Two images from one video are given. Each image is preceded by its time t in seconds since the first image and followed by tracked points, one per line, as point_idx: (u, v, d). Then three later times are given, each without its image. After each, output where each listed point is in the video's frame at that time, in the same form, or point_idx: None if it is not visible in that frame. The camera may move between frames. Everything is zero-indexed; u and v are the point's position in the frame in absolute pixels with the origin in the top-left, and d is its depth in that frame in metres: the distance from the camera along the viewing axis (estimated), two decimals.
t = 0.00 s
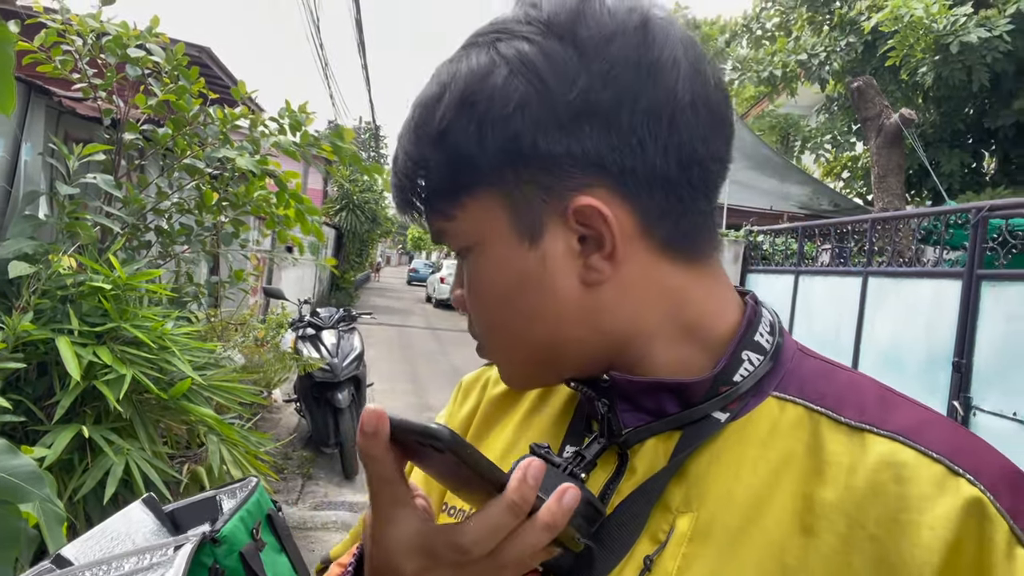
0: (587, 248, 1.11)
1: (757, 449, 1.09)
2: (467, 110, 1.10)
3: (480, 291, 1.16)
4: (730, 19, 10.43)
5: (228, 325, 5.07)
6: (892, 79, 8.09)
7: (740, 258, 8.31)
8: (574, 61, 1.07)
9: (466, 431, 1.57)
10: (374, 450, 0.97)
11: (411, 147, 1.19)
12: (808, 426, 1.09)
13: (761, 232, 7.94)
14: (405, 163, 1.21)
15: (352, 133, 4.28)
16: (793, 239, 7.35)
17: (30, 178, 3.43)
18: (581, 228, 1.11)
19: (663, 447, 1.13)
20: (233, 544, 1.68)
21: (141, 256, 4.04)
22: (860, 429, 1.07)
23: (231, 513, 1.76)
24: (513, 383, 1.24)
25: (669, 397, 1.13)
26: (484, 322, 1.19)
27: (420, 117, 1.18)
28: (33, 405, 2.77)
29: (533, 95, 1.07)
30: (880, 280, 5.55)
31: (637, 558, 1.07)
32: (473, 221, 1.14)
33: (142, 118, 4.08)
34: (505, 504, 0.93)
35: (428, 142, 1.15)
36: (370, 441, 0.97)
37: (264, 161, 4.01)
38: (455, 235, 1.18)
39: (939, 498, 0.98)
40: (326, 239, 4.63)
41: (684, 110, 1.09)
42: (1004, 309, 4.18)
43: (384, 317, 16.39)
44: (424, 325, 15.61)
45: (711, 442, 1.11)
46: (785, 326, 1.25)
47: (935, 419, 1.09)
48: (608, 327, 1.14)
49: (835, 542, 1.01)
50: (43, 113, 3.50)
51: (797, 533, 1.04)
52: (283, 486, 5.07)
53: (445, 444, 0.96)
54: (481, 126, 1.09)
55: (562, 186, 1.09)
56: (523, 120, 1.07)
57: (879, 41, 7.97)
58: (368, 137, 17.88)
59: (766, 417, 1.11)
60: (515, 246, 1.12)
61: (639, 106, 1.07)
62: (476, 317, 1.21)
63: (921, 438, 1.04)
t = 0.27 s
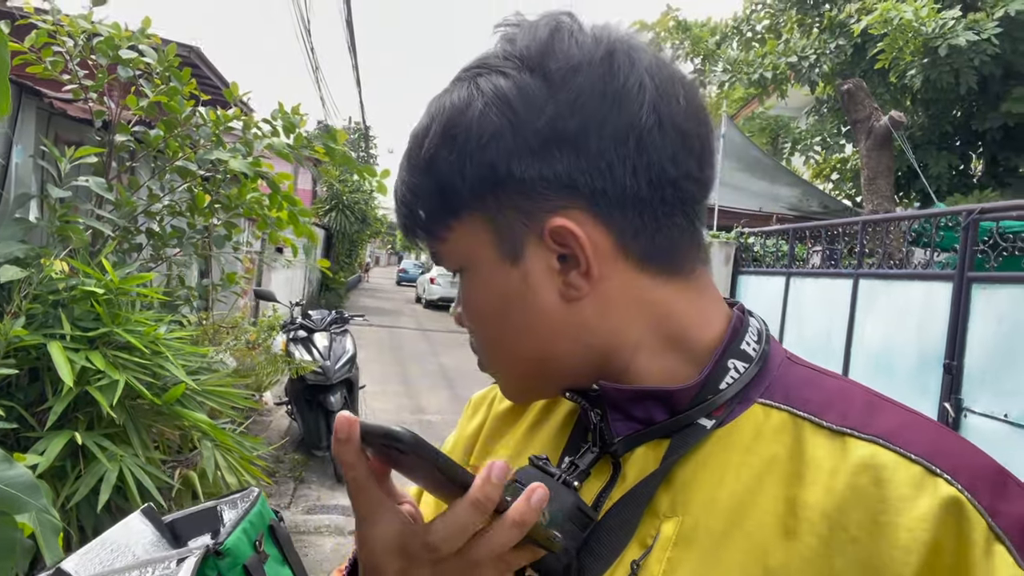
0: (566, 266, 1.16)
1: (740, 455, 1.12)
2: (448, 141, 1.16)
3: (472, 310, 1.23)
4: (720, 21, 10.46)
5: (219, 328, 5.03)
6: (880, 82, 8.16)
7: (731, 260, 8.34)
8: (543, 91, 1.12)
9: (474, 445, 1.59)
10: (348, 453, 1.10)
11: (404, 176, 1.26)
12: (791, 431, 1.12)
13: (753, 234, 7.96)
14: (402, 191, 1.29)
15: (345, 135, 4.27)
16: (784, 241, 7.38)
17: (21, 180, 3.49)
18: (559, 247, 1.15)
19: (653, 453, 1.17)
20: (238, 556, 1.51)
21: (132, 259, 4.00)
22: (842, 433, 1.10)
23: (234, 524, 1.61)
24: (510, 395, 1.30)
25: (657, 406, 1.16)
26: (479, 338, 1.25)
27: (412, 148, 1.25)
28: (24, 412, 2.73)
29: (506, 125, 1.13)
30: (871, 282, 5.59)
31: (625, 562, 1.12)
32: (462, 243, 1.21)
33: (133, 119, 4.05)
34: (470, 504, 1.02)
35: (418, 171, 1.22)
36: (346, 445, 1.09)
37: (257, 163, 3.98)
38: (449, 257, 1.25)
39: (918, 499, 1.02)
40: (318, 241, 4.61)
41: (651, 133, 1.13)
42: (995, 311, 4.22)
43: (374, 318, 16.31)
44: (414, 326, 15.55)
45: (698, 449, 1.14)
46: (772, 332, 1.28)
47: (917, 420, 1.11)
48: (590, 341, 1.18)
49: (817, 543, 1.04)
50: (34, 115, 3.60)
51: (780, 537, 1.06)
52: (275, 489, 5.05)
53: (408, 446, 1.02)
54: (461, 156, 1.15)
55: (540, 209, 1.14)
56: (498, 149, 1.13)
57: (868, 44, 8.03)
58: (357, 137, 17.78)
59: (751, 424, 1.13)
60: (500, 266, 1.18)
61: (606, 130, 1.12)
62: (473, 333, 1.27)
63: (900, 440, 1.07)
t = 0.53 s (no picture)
0: (566, 273, 1.14)
1: (736, 461, 1.11)
2: (449, 148, 1.15)
3: (473, 316, 1.21)
4: (711, 21, 10.48)
5: (211, 328, 4.98)
6: (871, 83, 8.21)
7: (723, 260, 8.36)
8: (544, 99, 1.10)
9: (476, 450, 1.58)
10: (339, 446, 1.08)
11: (408, 182, 1.25)
12: (788, 438, 1.11)
13: (745, 235, 7.98)
14: (405, 197, 1.27)
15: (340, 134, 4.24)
16: (776, 241, 7.41)
17: (11, 180, 3.54)
18: (559, 253, 1.13)
19: (651, 459, 1.17)
20: (239, 566, 1.47)
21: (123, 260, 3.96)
22: (838, 439, 1.09)
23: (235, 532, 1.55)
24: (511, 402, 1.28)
25: (656, 411, 1.16)
26: (480, 345, 1.23)
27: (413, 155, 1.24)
28: (15, 414, 2.69)
29: (507, 132, 1.11)
30: (863, 283, 5.61)
31: (622, 568, 1.11)
32: (463, 249, 1.19)
33: (124, 117, 4.00)
34: (448, 487, 1.00)
35: (419, 179, 1.21)
36: (329, 427, 1.06)
37: (250, 162, 3.94)
38: (450, 263, 1.23)
39: (915, 506, 1.01)
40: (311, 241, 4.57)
41: (651, 141, 1.11)
42: (987, 312, 4.24)
43: (365, 319, 16.24)
44: (404, 327, 15.51)
45: (695, 457, 1.14)
46: (771, 338, 1.27)
47: (915, 426, 1.10)
48: (590, 346, 1.16)
49: (814, 550, 1.03)
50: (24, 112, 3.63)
51: (775, 543, 1.05)
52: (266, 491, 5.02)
53: (392, 427, 1.04)
54: (461, 162, 1.14)
55: (539, 215, 1.12)
56: (498, 156, 1.11)
57: (859, 46, 8.07)
58: (348, 137, 17.69)
59: (748, 431, 1.13)
60: (500, 271, 1.16)
61: (605, 138, 1.10)
62: (474, 341, 1.25)
63: (895, 446, 1.06)
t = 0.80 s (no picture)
0: (579, 269, 1.11)
1: (752, 461, 1.09)
2: (461, 142, 1.12)
3: (481, 314, 1.18)
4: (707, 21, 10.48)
5: (207, 327, 4.94)
6: (867, 83, 8.23)
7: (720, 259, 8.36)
8: (558, 92, 1.08)
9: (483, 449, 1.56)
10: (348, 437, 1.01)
11: (416, 177, 1.22)
12: (805, 437, 1.08)
13: (742, 234, 7.98)
14: (412, 192, 1.24)
15: (340, 131, 4.21)
16: (773, 241, 7.41)
17: (6, 175, 3.51)
18: (572, 249, 1.10)
19: (665, 459, 1.14)
20: (247, 569, 1.46)
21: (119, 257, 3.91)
22: (856, 438, 1.06)
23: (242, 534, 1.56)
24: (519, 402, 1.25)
25: (669, 410, 1.14)
26: (488, 344, 1.20)
27: (421, 150, 1.21)
28: (10, 414, 2.65)
29: (521, 125, 1.08)
30: (862, 282, 5.61)
31: (637, 570, 1.08)
32: (472, 245, 1.16)
33: (120, 113, 3.95)
34: (458, 476, 0.96)
35: (428, 174, 1.17)
36: (336, 413, 1.00)
37: (248, 159, 3.90)
38: (458, 259, 1.20)
39: (938, 505, 0.98)
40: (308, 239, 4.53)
41: (666, 135, 1.09)
42: (987, 311, 4.23)
43: (360, 317, 16.19)
44: (399, 325, 15.47)
45: (709, 457, 1.11)
46: (785, 336, 1.25)
47: (936, 425, 1.07)
48: (603, 344, 1.13)
49: (835, 553, 1.00)
50: (19, 107, 3.61)
51: (795, 545, 1.02)
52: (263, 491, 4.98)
53: (402, 415, 1.00)
54: (473, 157, 1.11)
55: (552, 211, 1.09)
56: (511, 150, 1.09)
57: (856, 46, 8.08)
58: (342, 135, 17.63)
59: (764, 429, 1.11)
60: (510, 267, 1.13)
61: (620, 131, 1.07)
62: (482, 340, 1.22)
63: (916, 445, 1.03)
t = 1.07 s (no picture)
0: (590, 263, 1.09)
1: (766, 464, 1.07)
2: (472, 130, 1.09)
3: (486, 309, 1.15)
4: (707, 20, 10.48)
5: (206, 326, 4.91)
6: (867, 83, 8.22)
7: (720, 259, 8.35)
8: (575, 81, 1.06)
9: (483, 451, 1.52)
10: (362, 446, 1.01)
11: (421, 165, 1.19)
12: (818, 439, 1.07)
13: (742, 234, 7.97)
14: (416, 181, 1.21)
15: (340, 129, 4.20)
16: (773, 240, 7.40)
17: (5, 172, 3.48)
18: (584, 243, 1.08)
19: (674, 462, 1.11)
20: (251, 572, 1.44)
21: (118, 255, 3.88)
22: (870, 440, 1.05)
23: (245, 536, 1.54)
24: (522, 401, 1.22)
25: (679, 412, 1.11)
26: (492, 340, 1.17)
27: (428, 138, 1.18)
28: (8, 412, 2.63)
29: (534, 115, 1.06)
30: (862, 282, 5.60)
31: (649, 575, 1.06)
32: (478, 238, 1.13)
33: (119, 110, 3.92)
34: (464, 486, 0.94)
35: (436, 161, 1.15)
36: (340, 424, 0.99)
37: (247, 156, 3.88)
38: (462, 252, 1.17)
39: (956, 509, 0.96)
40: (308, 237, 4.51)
41: (684, 129, 1.07)
42: (988, 312, 4.22)
43: (358, 316, 16.16)
44: (397, 324, 15.46)
45: (721, 459, 1.09)
46: (793, 336, 1.22)
47: (950, 427, 1.06)
48: (613, 342, 1.11)
49: (852, 558, 0.98)
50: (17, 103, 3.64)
51: (811, 551, 1.01)
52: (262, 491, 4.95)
53: (405, 424, 0.95)
54: (483, 145, 1.08)
55: (563, 204, 1.07)
56: (524, 139, 1.06)
57: (856, 45, 8.07)
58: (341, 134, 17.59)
59: (777, 432, 1.09)
60: (519, 260, 1.10)
61: (637, 124, 1.06)
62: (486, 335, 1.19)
63: (932, 448, 1.02)
